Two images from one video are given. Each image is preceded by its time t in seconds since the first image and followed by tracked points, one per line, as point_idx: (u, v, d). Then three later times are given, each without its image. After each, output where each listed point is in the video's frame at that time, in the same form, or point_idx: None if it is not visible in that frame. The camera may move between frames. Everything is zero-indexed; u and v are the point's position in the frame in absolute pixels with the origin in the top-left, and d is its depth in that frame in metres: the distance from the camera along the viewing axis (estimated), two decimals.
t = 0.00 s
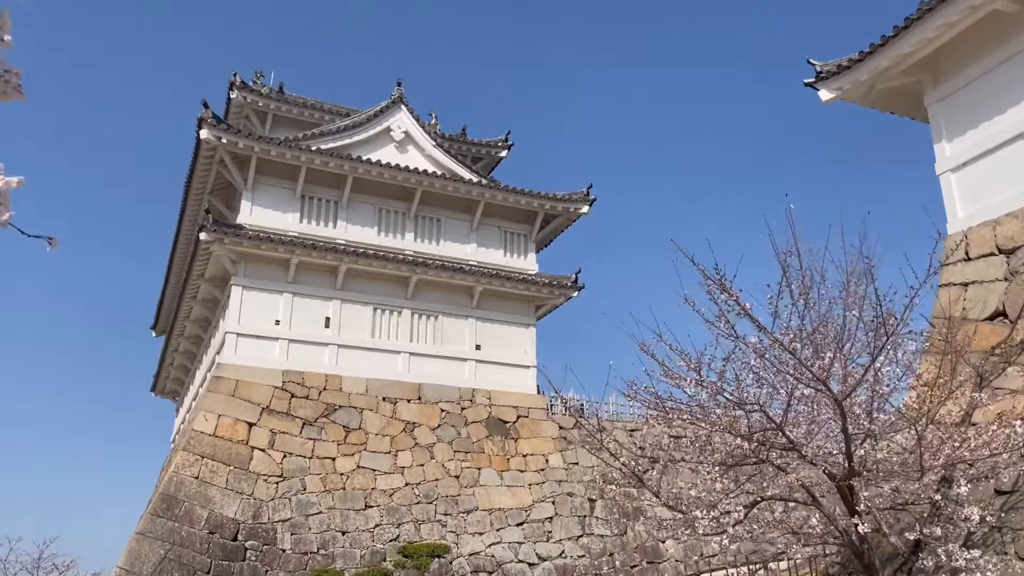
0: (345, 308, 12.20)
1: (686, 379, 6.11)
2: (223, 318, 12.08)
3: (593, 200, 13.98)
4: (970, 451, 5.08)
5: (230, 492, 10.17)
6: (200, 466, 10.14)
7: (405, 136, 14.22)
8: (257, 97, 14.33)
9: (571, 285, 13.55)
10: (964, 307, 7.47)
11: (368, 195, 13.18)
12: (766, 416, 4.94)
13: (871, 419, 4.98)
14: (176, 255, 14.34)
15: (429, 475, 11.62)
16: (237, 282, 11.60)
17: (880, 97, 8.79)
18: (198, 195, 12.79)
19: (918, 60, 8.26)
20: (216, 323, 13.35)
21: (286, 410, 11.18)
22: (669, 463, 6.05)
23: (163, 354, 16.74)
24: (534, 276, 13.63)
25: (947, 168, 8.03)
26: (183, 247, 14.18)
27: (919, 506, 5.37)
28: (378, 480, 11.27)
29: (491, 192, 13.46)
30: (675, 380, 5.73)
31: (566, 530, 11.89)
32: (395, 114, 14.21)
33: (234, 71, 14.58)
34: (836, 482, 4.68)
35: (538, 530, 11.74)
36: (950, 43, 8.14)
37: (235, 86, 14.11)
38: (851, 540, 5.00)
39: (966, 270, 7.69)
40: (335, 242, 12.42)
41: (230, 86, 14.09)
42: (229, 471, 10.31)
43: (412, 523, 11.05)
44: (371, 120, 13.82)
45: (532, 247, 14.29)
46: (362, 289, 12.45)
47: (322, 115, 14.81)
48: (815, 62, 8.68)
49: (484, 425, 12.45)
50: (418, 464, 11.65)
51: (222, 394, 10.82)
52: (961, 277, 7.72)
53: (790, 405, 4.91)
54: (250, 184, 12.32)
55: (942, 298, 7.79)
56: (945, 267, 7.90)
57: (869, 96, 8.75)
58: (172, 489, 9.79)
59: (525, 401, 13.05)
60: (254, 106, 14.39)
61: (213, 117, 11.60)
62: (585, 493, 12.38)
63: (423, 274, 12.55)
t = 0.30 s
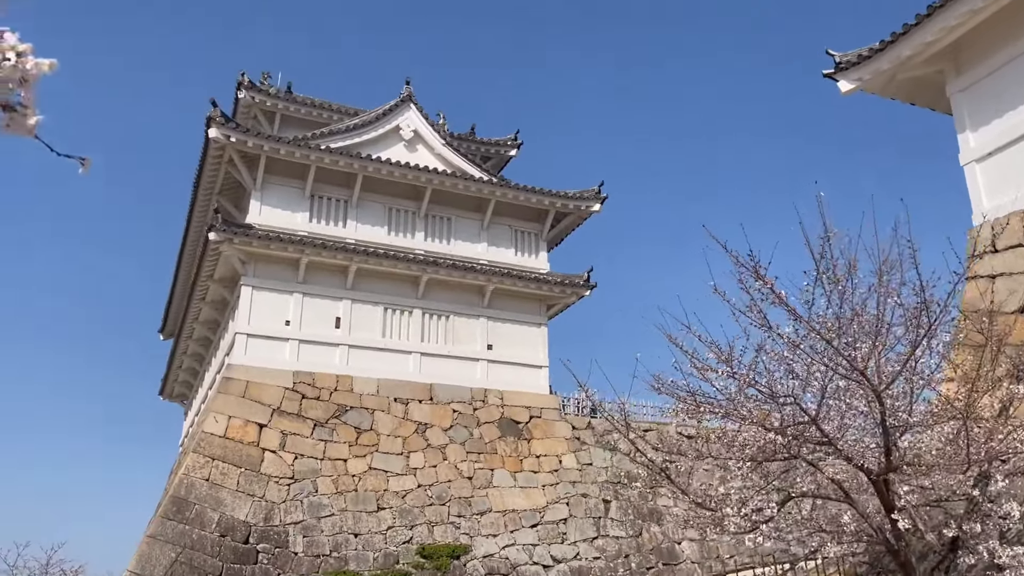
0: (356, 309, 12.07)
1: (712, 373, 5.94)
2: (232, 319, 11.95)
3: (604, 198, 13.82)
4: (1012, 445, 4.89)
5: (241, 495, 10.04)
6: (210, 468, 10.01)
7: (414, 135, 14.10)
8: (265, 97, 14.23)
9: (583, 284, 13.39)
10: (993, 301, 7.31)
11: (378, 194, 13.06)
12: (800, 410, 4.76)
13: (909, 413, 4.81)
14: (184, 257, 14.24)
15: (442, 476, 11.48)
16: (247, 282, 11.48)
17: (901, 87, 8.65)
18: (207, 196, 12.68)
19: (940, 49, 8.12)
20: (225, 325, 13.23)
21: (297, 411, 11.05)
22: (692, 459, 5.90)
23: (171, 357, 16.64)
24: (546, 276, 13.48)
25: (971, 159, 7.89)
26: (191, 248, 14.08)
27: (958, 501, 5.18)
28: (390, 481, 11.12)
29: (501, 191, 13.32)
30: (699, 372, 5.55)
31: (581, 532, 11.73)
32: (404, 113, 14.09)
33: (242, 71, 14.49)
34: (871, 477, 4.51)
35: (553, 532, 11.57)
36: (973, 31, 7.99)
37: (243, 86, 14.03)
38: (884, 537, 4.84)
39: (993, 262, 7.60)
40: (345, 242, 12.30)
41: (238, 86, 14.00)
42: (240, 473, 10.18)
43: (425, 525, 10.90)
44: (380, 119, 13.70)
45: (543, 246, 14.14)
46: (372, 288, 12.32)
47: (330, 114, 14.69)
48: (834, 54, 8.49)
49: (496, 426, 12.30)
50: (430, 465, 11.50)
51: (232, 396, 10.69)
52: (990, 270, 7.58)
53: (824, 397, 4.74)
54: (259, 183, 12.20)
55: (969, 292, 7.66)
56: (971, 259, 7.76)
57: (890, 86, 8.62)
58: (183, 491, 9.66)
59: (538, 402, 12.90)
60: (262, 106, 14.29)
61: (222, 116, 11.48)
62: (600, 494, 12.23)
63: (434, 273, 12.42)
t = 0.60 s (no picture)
0: (367, 312, 11.92)
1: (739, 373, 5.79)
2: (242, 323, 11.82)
3: (617, 198, 13.65)
4: None
5: (253, 501, 9.89)
6: (222, 474, 9.86)
7: (424, 136, 13.96)
8: (273, 100, 14.12)
9: (596, 285, 13.21)
10: None
11: (388, 196, 12.92)
12: (838, 409, 4.61)
13: (954, 412, 4.62)
14: (193, 262, 14.12)
15: (456, 480, 11.31)
16: (257, 285, 11.35)
17: (923, 80, 8.47)
18: (216, 199, 12.56)
19: (964, 41, 7.94)
20: (235, 330, 13.09)
21: (309, 416, 10.89)
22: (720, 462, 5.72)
23: (180, 363, 16.53)
24: (558, 277, 13.31)
25: (997, 153, 7.69)
26: (200, 253, 13.96)
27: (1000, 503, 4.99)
28: (404, 486, 10.95)
29: (513, 192, 13.16)
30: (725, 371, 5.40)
31: (597, 537, 11.53)
32: (413, 114, 13.96)
33: (250, 73, 14.39)
34: (912, 478, 4.33)
35: (569, 537, 11.38)
36: (998, 22, 7.81)
37: (251, 89, 13.92)
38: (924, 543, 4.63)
39: None
40: (356, 244, 12.16)
41: (246, 88, 13.90)
42: (252, 479, 10.03)
43: (439, 531, 10.72)
44: (390, 120, 13.56)
45: (555, 247, 13.98)
46: (383, 291, 12.17)
47: (339, 116, 14.57)
48: (855, 47, 8.34)
49: (510, 430, 12.12)
50: (444, 470, 11.34)
51: (243, 401, 10.54)
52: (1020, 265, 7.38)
53: (862, 395, 4.59)
54: (269, 186, 12.07)
55: (999, 288, 7.46)
56: (1000, 255, 7.55)
57: (912, 79, 8.44)
58: (194, 498, 9.51)
59: (552, 405, 12.72)
60: (270, 109, 14.18)
61: (231, 117, 11.36)
62: (616, 499, 12.04)
63: (446, 276, 12.26)
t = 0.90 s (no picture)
0: (379, 313, 11.79)
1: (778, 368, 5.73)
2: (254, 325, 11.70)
3: (630, 197, 13.50)
4: None
5: (266, 505, 9.75)
6: (235, 478, 9.73)
7: (435, 136, 13.83)
8: (283, 101, 14.03)
9: (610, 285, 13.04)
10: None
11: (399, 197, 12.80)
12: (877, 403, 4.51)
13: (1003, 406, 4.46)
14: (203, 265, 14.04)
15: (471, 484, 11.15)
16: (268, 287, 11.23)
17: (947, 70, 8.28)
18: (226, 201, 12.46)
19: (989, 30, 7.75)
20: (246, 333, 12.98)
21: (321, 419, 10.76)
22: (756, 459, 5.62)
23: (190, 367, 16.43)
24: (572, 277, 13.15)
25: None
26: (210, 256, 13.88)
27: None
28: (418, 490, 10.80)
29: (525, 191, 13.02)
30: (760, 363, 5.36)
31: (614, 540, 11.35)
32: (424, 114, 13.84)
33: (259, 75, 14.31)
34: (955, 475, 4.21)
35: (586, 541, 11.20)
36: None
37: (261, 90, 13.85)
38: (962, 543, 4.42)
39: None
40: (367, 245, 12.03)
41: (256, 90, 13.82)
42: (265, 483, 9.90)
43: (455, 535, 10.57)
44: (400, 121, 13.45)
45: (568, 247, 13.82)
46: (394, 293, 12.03)
47: (349, 118, 14.47)
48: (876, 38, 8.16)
49: (525, 432, 11.96)
50: (459, 473, 11.18)
51: (255, 403, 10.42)
52: None
53: (902, 387, 4.49)
54: (279, 187, 11.97)
55: None
56: None
57: (935, 70, 8.25)
58: (207, 503, 9.38)
59: (567, 406, 12.55)
60: (280, 111, 14.10)
61: (241, 118, 11.25)
62: (633, 502, 11.86)
63: (458, 277, 12.12)
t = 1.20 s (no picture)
0: (392, 315, 11.63)
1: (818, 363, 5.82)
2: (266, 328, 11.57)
3: (645, 196, 13.33)
4: None
5: (279, 510, 9.60)
6: (248, 483, 9.58)
7: (446, 136, 13.69)
8: (293, 103, 13.93)
9: (626, 285, 12.86)
10: None
11: (412, 198, 12.66)
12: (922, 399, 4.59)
13: None
14: (214, 268, 13.92)
15: (487, 488, 10.97)
16: (280, 289, 11.08)
17: (973, 62, 8.09)
18: (237, 202, 12.35)
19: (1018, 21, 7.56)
20: (257, 336, 12.85)
21: (335, 422, 10.60)
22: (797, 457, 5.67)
23: (200, 373, 16.32)
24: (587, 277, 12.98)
25: None
26: (221, 259, 13.75)
27: None
28: (433, 494, 10.63)
29: (538, 192, 12.86)
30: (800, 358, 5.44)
31: (633, 545, 11.14)
32: (435, 114, 13.70)
33: (269, 76, 14.20)
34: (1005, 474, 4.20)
35: (604, 545, 11.00)
36: None
37: (271, 92, 13.74)
38: (1010, 546, 4.23)
39: None
40: (379, 246, 11.89)
41: (266, 92, 13.72)
42: (279, 488, 9.75)
43: (471, 540, 10.39)
44: (412, 121, 13.32)
45: (582, 247, 13.65)
46: (407, 294, 11.87)
47: (359, 119, 14.35)
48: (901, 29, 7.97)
49: (541, 435, 11.78)
50: (474, 477, 11.00)
51: (268, 407, 10.27)
52: None
53: (949, 388, 4.56)
54: (291, 188, 11.83)
55: None
56: None
57: (962, 62, 8.06)
58: (220, 508, 9.22)
59: (583, 408, 12.36)
60: (290, 112, 14.00)
61: (252, 118, 11.13)
62: (651, 505, 11.65)
63: (472, 277, 11.95)
